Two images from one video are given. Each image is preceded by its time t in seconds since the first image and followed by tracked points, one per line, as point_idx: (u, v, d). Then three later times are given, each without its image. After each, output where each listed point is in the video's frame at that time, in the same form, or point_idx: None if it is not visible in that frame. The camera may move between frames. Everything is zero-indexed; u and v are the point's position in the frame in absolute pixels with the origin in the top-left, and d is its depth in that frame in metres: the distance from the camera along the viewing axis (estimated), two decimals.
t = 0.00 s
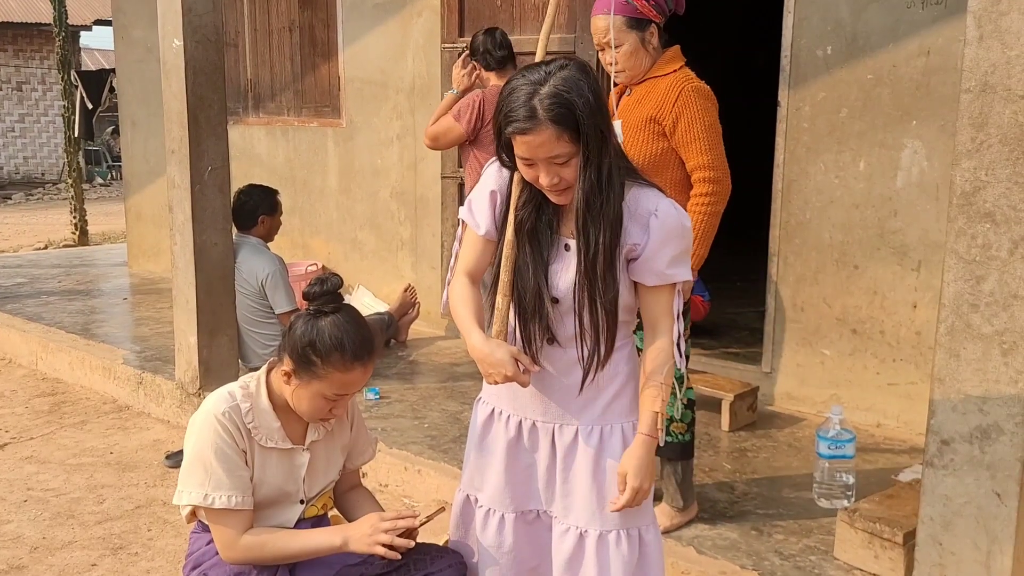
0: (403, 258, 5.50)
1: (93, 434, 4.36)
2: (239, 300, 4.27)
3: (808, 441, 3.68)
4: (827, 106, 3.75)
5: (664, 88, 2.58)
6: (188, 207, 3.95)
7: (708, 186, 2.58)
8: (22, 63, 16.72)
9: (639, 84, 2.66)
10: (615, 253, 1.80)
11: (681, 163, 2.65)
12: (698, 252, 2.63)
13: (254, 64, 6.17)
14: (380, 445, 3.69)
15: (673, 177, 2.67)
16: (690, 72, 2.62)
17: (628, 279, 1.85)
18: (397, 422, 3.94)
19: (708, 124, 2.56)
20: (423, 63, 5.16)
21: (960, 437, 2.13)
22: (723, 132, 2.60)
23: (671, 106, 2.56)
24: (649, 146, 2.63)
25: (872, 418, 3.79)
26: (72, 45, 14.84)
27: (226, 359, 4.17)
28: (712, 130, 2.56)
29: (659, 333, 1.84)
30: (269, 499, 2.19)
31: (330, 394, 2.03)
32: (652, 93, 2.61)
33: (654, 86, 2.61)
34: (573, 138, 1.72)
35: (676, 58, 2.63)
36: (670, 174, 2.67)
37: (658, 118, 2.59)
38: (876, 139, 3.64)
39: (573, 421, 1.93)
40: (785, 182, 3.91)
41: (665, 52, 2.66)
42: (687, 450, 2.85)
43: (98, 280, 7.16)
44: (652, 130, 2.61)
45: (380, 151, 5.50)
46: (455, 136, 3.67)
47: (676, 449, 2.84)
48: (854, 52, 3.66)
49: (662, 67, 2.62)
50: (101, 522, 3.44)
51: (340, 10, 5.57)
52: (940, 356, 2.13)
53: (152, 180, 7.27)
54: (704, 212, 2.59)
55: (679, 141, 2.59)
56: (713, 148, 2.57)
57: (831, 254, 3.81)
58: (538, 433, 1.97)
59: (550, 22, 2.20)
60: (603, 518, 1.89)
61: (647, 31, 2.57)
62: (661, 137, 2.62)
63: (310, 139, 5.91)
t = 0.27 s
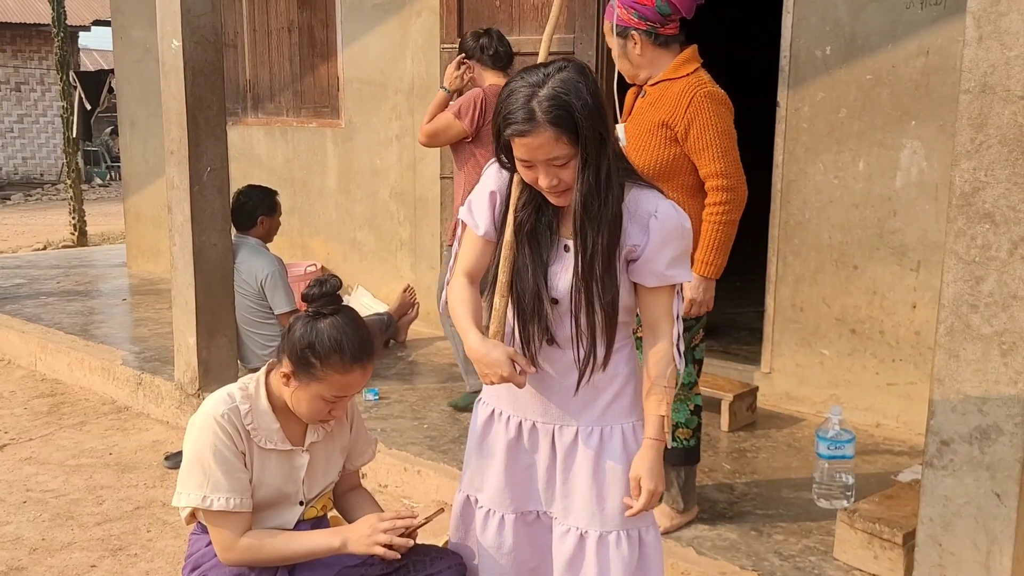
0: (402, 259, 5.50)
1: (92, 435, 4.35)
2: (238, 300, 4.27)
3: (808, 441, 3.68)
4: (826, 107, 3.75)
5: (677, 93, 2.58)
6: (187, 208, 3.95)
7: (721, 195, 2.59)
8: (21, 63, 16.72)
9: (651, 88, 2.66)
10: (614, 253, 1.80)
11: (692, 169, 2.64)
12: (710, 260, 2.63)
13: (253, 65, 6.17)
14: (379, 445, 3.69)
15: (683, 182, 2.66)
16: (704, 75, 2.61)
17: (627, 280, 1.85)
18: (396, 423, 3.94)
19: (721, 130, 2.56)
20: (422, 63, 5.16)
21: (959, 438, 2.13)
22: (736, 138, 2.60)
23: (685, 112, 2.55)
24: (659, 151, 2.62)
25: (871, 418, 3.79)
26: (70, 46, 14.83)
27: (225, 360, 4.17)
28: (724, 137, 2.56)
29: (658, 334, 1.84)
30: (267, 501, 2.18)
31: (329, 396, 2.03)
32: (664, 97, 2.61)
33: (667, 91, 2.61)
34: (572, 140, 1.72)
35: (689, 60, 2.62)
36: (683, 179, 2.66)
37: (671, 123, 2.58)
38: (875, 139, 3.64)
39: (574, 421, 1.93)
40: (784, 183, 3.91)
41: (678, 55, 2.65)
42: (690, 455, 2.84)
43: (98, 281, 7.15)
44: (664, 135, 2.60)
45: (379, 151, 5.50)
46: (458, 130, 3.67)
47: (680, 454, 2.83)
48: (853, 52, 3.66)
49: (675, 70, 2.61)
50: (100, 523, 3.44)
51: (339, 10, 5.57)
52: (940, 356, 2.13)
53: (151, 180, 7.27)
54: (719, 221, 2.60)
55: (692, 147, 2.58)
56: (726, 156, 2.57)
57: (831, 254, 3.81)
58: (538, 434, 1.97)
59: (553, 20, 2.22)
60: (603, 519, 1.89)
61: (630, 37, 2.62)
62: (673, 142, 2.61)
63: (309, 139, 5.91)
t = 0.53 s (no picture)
0: (402, 258, 5.49)
1: (91, 435, 4.35)
2: (236, 300, 4.27)
3: (807, 440, 3.68)
4: (825, 106, 3.75)
5: (676, 94, 2.58)
6: (186, 208, 3.94)
7: (715, 198, 2.56)
8: (20, 63, 16.71)
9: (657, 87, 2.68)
10: (614, 252, 1.79)
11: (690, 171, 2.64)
12: (704, 266, 2.60)
13: (252, 64, 6.16)
14: (378, 445, 3.68)
15: (680, 184, 2.66)
16: (708, 76, 2.59)
17: (627, 280, 1.85)
18: (395, 422, 3.93)
19: (716, 132, 2.53)
20: (421, 63, 5.16)
21: (958, 437, 2.13)
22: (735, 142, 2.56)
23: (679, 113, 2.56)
24: (658, 151, 2.63)
25: (871, 417, 3.79)
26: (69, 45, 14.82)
27: (224, 359, 4.16)
28: (720, 140, 2.53)
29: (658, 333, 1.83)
30: (267, 500, 2.18)
31: (328, 395, 2.03)
32: (665, 97, 2.62)
33: (668, 91, 2.62)
34: (572, 139, 1.72)
35: (695, 60, 2.61)
36: (684, 181, 2.66)
37: (667, 124, 2.59)
38: (875, 138, 3.64)
39: (574, 420, 1.93)
40: (784, 182, 3.91)
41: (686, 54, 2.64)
42: (684, 459, 2.85)
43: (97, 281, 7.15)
44: (662, 136, 2.62)
45: (378, 151, 5.49)
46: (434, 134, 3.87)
47: (676, 459, 2.85)
48: (852, 51, 3.66)
49: (679, 70, 2.61)
50: (100, 523, 3.43)
51: (338, 10, 5.56)
52: (939, 354, 2.13)
53: (150, 180, 7.26)
54: (713, 226, 2.58)
55: (687, 148, 2.57)
56: (722, 160, 2.53)
57: (830, 253, 3.81)
58: (538, 433, 1.97)
59: (556, 17, 2.20)
60: (603, 518, 1.89)
61: (637, 34, 2.63)
62: (671, 143, 2.61)
63: (308, 139, 5.90)
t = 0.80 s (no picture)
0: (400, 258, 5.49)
1: (89, 435, 4.35)
2: (234, 300, 4.27)
3: (806, 440, 3.68)
4: (824, 105, 3.75)
5: (678, 94, 2.59)
6: (185, 208, 3.94)
7: (704, 199, 2.54)
8: (18, 63, 16.69)
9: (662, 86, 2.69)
10: (612, 252, 1.79)
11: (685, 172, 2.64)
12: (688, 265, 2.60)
13: (250, 64, 6.16)
14: (377, 445, 3.68)
15: (675, 184, 2.66)
16: (710, 77, 2.58)
17: (625, 280, 1.85)
18: (394, 422, 3.93)
19: (709, 132, 2.52)
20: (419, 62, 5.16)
21: (957, 436, 2.13)
22: (728, 144, 2.55)
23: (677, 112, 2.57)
24: (657, 150, 2.64)
25: (869, 417, 3.79)
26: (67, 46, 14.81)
27: (223, 359, 4.16)
28: (713, 141, 2.52)
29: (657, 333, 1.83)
30: (264, 500, 2.18)
31: (327, 395, 2.03)
32: (667, 96, 2.63)
33: (671, 91, 2.62)
34: (569, 140, 1.72)
35: (701, 60, 2.60)
36: (681, 181, 2.66)
37: (667, 123, 2.60)
38: (873, 138, 3.64)
39: (573, 420, 1.93)
40: (782, 181, 3.91)
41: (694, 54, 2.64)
42: (677, 462, 2.88)
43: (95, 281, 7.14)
44: (661, 135, 2.62)
45: (376, 150, 5.49)
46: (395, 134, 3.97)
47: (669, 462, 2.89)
48: (850, 51, 3.66)
49: (684, 69, 2.61)
50: (98, 523, 3.43)
51: (336, 9, 5.56)
52: (938, 354, 2.13)
53: (148, 180, 7.25)
54: (700, 226, 2.56)
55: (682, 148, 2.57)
56: (714, 161, 2.53)
57: (829, 253, 3.81)
58: (537, 432, 1.97)
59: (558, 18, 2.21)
60: (602, 517, 1.89)
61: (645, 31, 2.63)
62: (670, 142, 2.62)
63: (306, 138, 5.90)
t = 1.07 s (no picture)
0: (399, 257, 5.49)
1: (87, 434, 4.35)
2: (234, 299, 4.15)
3: (805, 439, 3.68)
4: (823, 104, 3.75)
5: (688, 93, 2.58)
6: (183, 207, 3.94)
7: (713, 199, 2.55)
8: (16, 62, 16.69)
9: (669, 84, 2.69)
10: (609, 250, 1.79)
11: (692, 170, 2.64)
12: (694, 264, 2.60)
13: (248, 63, 6.16)
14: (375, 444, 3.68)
15: (680, 182, 2.66)
16: (720, 78, 2.59)
17: (622, 279, 1.85)
18: (393, 421, 3.93)
19: (721, 134, 2.53)
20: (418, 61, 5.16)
21: (955, 435, 2.13)
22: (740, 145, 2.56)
23: (687, 112, 2.57)
24: (664, 148, 2.63)
25: (868, 416, 3.79)
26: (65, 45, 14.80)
27: (221, 358, 4.16)
28: (725, 141, 2.53)
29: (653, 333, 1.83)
30: (261, 499, 2.18)
31: (324, 394, 2.02)
32: (675, 95, 2.63)
33: (678, 90, 2.63)
34: (566, 138, 1.72)
35: (709, 61, 2.61)
36: (687, 179, 2.67)
37: (676, 121, 2.60)
38: (872, 137, 3.64)
39: (571, 419, 1.93)
40: (781, 180, 3.91)
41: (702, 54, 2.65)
42: (676, 459, 2.86)
43: (93, 280, 7.14)
44: (668, 134, 2.62)
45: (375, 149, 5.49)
46: (368, 133, 4.00)
47: (668, 457, 2.86)
48: (849, 50, 3.66)
49: (693, 69, 2.62)
50: (96, 522, 3.43)
51: (335, 8, 5.56)
52: (936, 353, 2.13)
53: (147, 179, 7.25)
54: (708, 225, 2.57)
55: (691, 147, 2.57)
56: (725, 162, 2.53)
57: (827, 252, 3.81)
58: (534, 431, 1.97)
59: (558, 15, 2.17)
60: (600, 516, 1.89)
61: (659, 30, 2.60)
62: (677, 141, 2.62)
63: (305, 137, 5.90)
